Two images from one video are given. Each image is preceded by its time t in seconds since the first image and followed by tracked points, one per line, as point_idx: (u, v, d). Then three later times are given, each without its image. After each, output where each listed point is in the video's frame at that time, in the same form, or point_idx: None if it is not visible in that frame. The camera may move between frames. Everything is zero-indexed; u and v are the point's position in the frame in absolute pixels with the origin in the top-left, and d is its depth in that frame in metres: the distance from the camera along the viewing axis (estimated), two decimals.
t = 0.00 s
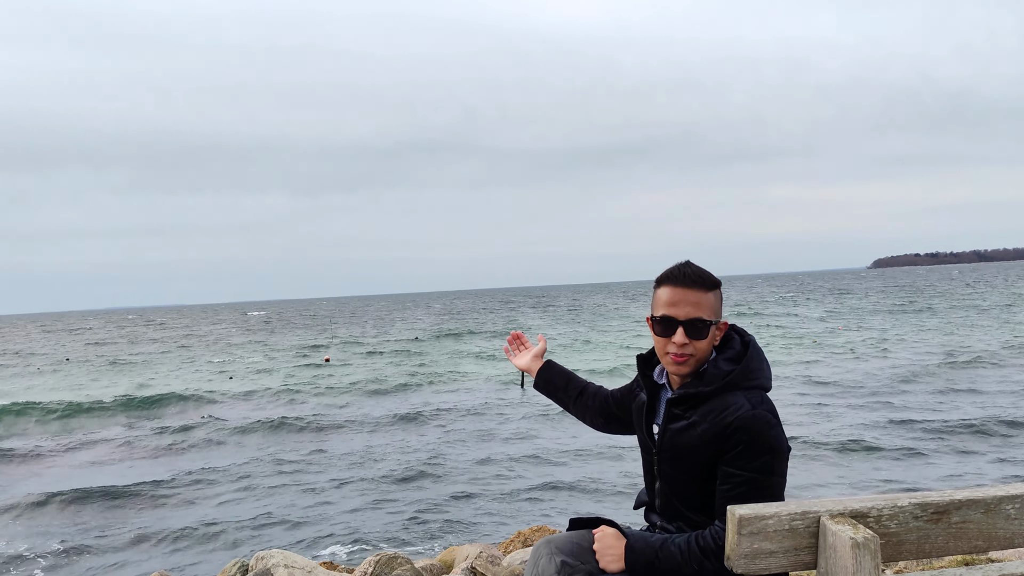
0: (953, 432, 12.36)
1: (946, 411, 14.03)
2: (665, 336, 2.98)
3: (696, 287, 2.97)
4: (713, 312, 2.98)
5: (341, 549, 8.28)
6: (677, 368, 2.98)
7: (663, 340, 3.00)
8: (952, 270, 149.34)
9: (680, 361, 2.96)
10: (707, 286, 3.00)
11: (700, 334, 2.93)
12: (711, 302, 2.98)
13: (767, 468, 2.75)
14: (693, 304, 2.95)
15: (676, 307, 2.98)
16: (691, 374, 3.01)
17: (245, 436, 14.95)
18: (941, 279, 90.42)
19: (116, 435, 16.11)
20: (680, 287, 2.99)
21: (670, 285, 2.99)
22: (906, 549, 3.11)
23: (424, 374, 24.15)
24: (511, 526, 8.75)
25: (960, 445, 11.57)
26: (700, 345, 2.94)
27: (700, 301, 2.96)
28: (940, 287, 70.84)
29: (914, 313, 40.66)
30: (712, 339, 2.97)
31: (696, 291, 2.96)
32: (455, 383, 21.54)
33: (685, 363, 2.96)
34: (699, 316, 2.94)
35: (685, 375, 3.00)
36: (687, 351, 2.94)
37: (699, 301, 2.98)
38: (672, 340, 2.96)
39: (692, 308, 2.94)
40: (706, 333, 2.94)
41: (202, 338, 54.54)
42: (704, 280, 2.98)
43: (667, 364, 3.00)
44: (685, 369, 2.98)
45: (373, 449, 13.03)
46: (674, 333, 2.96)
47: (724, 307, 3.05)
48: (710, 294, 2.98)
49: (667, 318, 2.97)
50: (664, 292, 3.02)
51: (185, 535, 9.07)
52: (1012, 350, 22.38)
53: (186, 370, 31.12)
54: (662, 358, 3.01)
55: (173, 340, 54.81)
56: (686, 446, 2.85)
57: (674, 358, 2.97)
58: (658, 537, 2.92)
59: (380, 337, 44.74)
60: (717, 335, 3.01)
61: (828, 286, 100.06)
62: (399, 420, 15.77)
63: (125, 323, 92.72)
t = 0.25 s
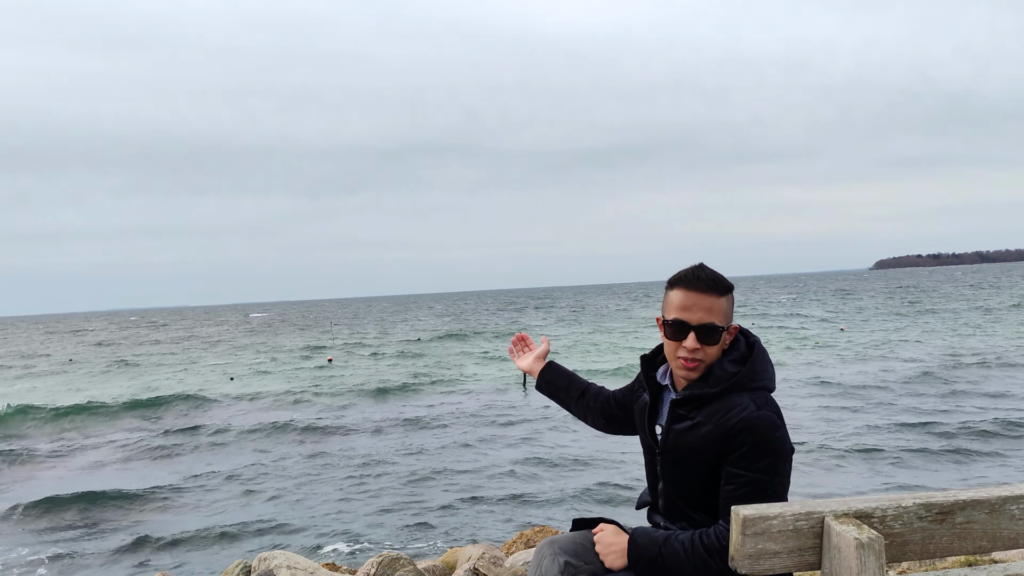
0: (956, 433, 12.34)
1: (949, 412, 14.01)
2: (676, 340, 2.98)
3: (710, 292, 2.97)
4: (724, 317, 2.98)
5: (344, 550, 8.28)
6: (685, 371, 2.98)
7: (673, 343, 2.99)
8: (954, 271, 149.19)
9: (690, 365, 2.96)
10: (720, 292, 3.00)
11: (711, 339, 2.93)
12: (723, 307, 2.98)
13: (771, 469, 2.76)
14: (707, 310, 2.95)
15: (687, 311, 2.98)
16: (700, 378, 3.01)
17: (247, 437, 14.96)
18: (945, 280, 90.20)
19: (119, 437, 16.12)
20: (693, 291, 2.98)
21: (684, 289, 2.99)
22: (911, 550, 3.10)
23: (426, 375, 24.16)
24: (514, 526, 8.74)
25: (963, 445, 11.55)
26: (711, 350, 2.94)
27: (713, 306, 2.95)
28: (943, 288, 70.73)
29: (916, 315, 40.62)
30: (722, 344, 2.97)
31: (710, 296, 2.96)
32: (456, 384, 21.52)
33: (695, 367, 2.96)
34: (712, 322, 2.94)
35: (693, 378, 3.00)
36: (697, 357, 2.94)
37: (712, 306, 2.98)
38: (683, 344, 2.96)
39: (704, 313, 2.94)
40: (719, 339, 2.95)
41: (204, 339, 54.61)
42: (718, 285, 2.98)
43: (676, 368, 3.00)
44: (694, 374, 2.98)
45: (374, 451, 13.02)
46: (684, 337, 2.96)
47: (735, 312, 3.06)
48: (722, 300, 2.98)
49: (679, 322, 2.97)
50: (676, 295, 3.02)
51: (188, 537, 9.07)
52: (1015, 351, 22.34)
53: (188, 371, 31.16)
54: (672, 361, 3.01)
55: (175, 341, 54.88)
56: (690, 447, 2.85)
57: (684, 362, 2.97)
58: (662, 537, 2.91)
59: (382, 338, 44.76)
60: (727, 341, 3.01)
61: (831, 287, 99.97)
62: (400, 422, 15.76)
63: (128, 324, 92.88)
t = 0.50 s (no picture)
0: (961, 432, 12.31)
1: (954, 411, 13.96)
2: (677, 342, 2.96)
3: (712, 294, 2.94)
4: (726, 320, 2.96)
5: (346, 553, 8.32)
6: (687, 374, 2.97)
7: (674, 346, 2.98)
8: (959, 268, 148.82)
9: (691, 367, 2.95)
10: (722, 294, 2.97)
11: (712, 341, 2.91)
12: (725, 309, 2.95)
13: (775, 473, 2.75)
14: (708, 312, 2.92)
15: (689, 313, 2.96)
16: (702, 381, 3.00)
17: (251, 440, 14.99)
18: (949, 278, 89.65)
19: (124, 440, 16.16)
20: (695, 294, 2.96)
21: (685, 291, 2.96)
22: (916, 552, 3.09)
23: (430, 377, 24.16)
24: (517, 529, 8.74)
25: (968, 444, 11.52)
26: (712, 352, 2.92)
27: (714, 309, 2.93)
28: (949, 286, 70.42)
29: (920, 313, 40.48)
30: (723, 345, 2.95)
31: (711, 298, 2.93)
32: (459, 385, 21.53)
33: (696, 370, 2.95)
34: (712, 324, 2.92)
35: (695, 380, 2.99)
36: (698, 359, 2.93)
37: (714, 308, 2.95)
38: (684, 346, 2.94)
39: (706, 315, 2.91)
40: (719, 341, 2.93)
41: (207, 341, 54.75)
42: (720, 287, 2.95)
43: (677, 369, 2.99)
44: (696, 376, 2.97)
45: (377, 454, 13.04)
46: (686, 340, 2.94)
47: (737, 311, 3.03)
48: (724, 302, 2.96)
49: (680, 324, 2.95)
50: (678, 297, 3.00)
51: (192, 542, 9.09)
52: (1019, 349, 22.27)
53: (192, 373, 31.23)
54: (674, 363, 3.00)
55: (180, 343, 55.01)
56: (693, 450, 2.85)
57: (684, 364, 2.96)
58: (666, 540, 2.90)
59: (385, 339, 44.80)
60: (728, 343, 2.99)
61: (835, 285, 99.81)
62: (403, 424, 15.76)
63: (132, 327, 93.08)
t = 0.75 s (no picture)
0: (968, 429, 12.29)
1: (961, 408, 13.92)
2: (681, 340, 2.97)
3: (715, 291, 2.96)
4: (729, 316, 2.97)
5: (353, 558, 8.34)
6: (692, 372, 2.97)
7: (678, 343, 2.99)
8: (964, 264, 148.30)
9: (695, 365, 2.95)
10: (725, 290, 2.98)
11: (716, 338, 2.92)
12: (728, 306, 2.96)
13: (786, 473, 2.75)
14: (711, 308, 2.93)
15: (692, 310, 2.97)
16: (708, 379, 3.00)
17: (257, 444, 15.00)
18: (955, 275, 89.26)
19: (131, 446, 16.19)
20: (698, 291, 2.98)
21: (688, 288, 2.98)
22: (927, 550, 3.09)
23: (435, 379, 24.15)
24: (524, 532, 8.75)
25: (976, 441, 11.50)
26: (717, 349, 2.93)
27: (717, 305, 2.94)
28: (955, 283, 70.09)
29: (925, 310, 40.34)
30: (728, 343, 2.95)
31: (715, 295, 2.95)
32: (464, 388, 21.53)
33: (701, 368, 2.95)
34: (716, 320, 2.92)
35: (701, 379, 2.99)
36: (703, 355, 2.93)
37: (716, 305, 2.96)
38: (688, 344, 2.95)
39: (709, 311, 2.93)
40: (723, 338, 2.93)
41: (211, 346, 54.82)
42: (723, 284, 2.97)
43: (682, 367, 3.00)
44: (702, 374, 2.97)
45: (383, 458, 13.05)
46: (689, 336, 2.95)
47: (741, 306, 3.05)
48: (727, 299, 2.97)
49: (683, 321, 2.96)
50: (681, 294, 3.02)
51: (200, 550, 9.11)
52: None
53: (196, 378, 31.26)
54: (678, 361, 3.00)
55: (185, 348, 55.08)
56: (703, 452, 2.85)
57: (689, 362, 2.96)
58: (676, 542, 2.89)
59: (389, 342, 44.84)
60: (733, 340, 2.99)
61: (840, 283, 99.54)
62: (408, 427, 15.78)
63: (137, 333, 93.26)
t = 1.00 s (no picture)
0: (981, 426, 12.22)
1: (973, 405, 13.83)
2: (685, 340, 3.00)
3: (718, 290, 2.98)
4: (733, 315, 2.96)
5: (365, 561, 8.38)
6: (699, 371, 2.99)
7: (683, 342, 3.01)
8: (976, 261, 147.04)
9: (702, 363, 2.96)
10: (729, 289, 2.99)
11: (720, 337, 2.93)
12: (733, 305, 2.97)
13: (798, 470, 2.75)
14: (714, 307, 2.95)
15: (695, 309, 3.00)
16: (717, 378, 3.00)
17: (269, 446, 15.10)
18: (966, 273, 88.60)
19: (144, 450, 16.32)
20: (701, 290, 3.00)
21: (692, 287, 3.01)
22: (939, 546, 3.09)
23: (444, 381, 24.19)
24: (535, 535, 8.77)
25: (988, 438, 11.45)
26: (722, 347, 2.94)
27: (720, 304, 2.96)
28: (967, 281, 69.49)
29: (936, 308, 40.09)
30: (734, 342, 2.96)
31: (717, 293, 2.97)
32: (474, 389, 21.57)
33: (707, 366, 2.97)
34: (719, 319, 2.94)
35: (709, 378, 3.00)
36: (708, 354, 2.95)
37: (720, 304, 2.97)
38: (691, 344, 2.97)
39: (713, 310, 2.95)
40: (728, 336, 2.94)
41: (223, 348, 55.10)
42: (727, 282, 2.98)
43: (689, 367, 3.01)
44: (708, 372, 2.98)
45: (393, 460, 13.10)
46: (693, 336, 2.97)
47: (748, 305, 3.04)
48: (731, 297, 2.97)
49: (687, 321, 2.98)
50: (686, 293, 3.04)
51: (214, 554, 9.18)
52: None
53: (208, 381, 31.47)
54: (684, 361, 3.02)
55: (195, 351, 55.42)
56: (714, 451, 2.86)
57: (695, 361, 2.98)
58: (688, 539, 2.90)
59: (399, 343, 44.93)
60: (740, 338, 2.99)
61: (850, 281, 98.94)
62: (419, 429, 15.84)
63: (148, 336, 93.90)
